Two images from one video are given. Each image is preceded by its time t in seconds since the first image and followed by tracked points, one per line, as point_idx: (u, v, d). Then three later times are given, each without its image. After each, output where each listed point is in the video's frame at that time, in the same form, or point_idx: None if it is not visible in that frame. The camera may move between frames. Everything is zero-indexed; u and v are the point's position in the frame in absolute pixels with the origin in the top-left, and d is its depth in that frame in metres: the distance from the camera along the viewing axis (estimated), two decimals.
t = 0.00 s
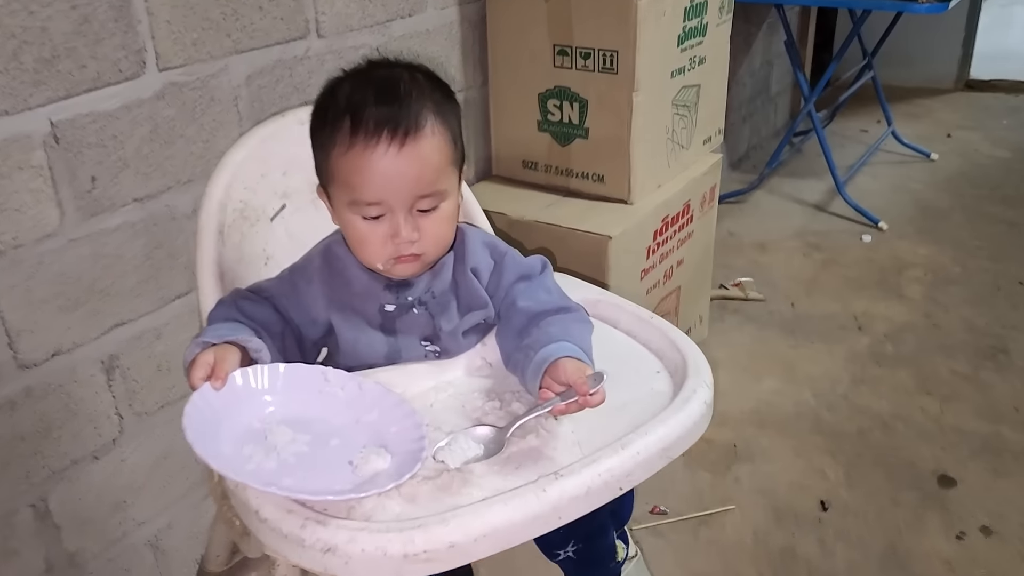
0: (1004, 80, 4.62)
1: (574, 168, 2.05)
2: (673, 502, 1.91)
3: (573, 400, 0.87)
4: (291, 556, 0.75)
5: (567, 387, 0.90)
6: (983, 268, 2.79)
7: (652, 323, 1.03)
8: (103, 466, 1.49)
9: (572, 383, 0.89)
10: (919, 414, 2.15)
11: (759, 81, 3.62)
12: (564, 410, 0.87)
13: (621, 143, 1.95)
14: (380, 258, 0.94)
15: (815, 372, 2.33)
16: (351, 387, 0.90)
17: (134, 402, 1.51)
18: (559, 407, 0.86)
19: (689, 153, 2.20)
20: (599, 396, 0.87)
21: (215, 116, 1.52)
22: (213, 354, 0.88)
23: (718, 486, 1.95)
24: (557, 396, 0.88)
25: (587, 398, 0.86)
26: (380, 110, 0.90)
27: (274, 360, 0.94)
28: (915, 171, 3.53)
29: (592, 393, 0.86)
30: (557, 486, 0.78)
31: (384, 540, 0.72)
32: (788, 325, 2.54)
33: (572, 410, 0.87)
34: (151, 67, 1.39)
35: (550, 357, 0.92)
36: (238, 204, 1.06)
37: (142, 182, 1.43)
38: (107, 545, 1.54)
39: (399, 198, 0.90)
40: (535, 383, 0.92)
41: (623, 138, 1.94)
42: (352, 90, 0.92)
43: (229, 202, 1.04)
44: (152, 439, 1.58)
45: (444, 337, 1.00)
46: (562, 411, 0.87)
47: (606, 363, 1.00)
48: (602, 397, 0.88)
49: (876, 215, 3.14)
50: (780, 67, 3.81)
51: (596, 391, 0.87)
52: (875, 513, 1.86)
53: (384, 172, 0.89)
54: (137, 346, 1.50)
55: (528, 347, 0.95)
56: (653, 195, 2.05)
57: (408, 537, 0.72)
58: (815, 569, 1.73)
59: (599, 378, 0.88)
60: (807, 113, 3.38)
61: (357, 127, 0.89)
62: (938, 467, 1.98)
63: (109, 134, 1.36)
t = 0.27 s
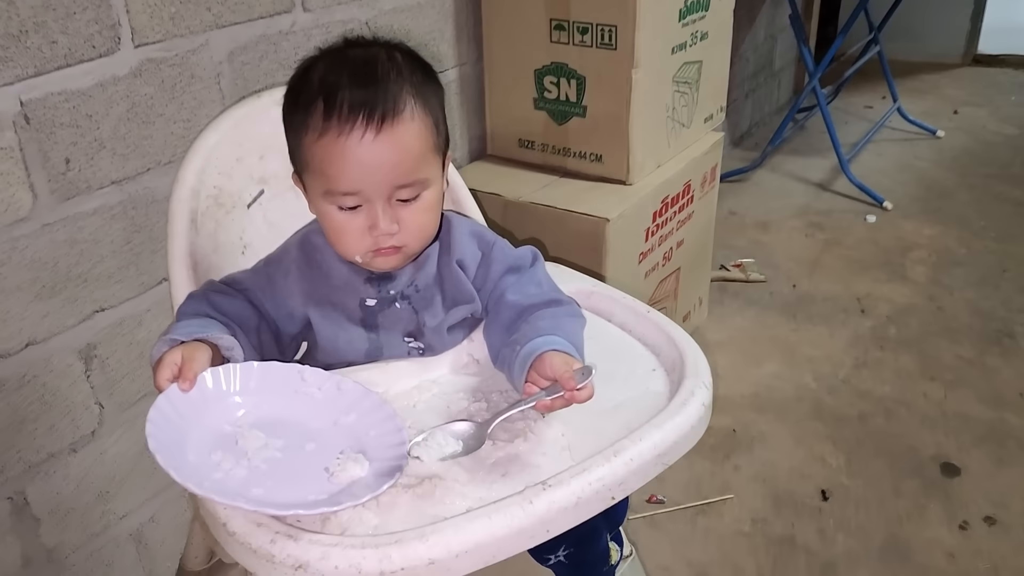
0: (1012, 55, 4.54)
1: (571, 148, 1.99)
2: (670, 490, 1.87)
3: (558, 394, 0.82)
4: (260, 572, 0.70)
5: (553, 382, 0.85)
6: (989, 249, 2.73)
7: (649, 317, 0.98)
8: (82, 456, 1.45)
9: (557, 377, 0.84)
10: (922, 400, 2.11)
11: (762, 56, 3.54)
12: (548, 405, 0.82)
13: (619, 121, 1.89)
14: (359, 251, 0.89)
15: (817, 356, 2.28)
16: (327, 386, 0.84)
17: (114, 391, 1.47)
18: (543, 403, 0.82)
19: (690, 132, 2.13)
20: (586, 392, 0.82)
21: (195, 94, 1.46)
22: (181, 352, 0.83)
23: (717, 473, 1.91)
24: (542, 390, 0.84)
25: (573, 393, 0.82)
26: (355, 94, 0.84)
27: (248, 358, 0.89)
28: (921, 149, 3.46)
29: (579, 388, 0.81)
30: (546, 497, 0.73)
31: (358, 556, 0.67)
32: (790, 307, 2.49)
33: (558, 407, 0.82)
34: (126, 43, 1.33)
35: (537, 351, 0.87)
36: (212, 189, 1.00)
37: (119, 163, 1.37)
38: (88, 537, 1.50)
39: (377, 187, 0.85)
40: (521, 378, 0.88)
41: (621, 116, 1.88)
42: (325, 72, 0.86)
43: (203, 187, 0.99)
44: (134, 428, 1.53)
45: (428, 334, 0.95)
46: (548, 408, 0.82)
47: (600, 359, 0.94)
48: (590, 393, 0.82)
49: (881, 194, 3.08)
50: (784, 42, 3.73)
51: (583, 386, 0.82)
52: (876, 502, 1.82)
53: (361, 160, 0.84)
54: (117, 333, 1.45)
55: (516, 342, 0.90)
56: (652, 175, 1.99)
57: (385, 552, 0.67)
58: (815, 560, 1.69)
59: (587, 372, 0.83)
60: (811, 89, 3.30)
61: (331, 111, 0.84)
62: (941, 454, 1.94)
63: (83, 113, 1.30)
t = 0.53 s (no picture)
0: (1014, 23, 4.45)
1: (566, 123, 1.91)
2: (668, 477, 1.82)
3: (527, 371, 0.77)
4: None
5: (522, 358, 0.80)
6: (992, 226, 2.68)
7: (650, 311, 0.91)
8: (56, 448, 1.38)
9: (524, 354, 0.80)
10: (925, 384, 2.08)
11: (761, 25, 3.46)
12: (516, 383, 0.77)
13: (615, 96, 1.82)
14: (337, 243, 0.84)
15: (817, 336, 2.24)
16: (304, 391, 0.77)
17: (87, 381, 1.40)
18: (509, 380, 0.77)
19: (689, 105, 2.06)
20: (559, 365, 0.78)
21: (169, 67, 1.37)
22: (144, 355, 0.76)
23: (716, 459, 1.86)
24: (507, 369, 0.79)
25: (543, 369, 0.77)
26: (329, 74, 0.79)
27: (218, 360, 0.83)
28: (922, 121, 3.40)
29: (549, 362, 0.77)
30: (542, 516, 0.67)
31: None
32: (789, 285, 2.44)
33: (527, 385, 0.77)
34: (93, 13, 1.25)
35: (506, 332, 0.82)
36: (182, 173, 0.93)
37: (89, 142, 1.29)
38: (67, 531, 1.44)
39: (354, 175, 0.80)
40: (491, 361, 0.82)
41: (618, 89, 1.80)
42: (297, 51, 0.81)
43: (172, 171, 0.91)
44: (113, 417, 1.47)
45: (413, 331, 0.88)
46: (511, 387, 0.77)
47: (597, 357, 0.88)
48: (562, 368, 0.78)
49: (881, 169, 3.02)
50: (783, 10, 3.64)
51: (553, 361, 0.78)
52: (879, 491, 1.80)
53: (336, 145, 0.79)
54: (91, 320, 1.38)
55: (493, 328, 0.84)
56: (650, 151, 1.92)
57: None
58: (818, 550, 1.66)
59: (557, 348, 0.80)
60: (811, 60, 3.22)
61: (303, 94, 0.79)
62: (944, 440, 1.92)
63: (47, 88, 1.22)
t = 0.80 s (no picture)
0: None
1: (571, 103, 1.81)
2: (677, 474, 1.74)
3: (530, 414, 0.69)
4: None
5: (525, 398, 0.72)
6: (1005, 209, 2.59)
7: (685, 327, 0.83)
8: (34, 457, 1.29)
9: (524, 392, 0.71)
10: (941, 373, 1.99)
11: None
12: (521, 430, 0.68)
13: (625, 74, 1.71)
14: (333, 255, 0.75)
15: (830, 326, 2.13)
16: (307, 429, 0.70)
17: (68, 385, 1.30)
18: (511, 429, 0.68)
19: (700, 85, 1.96)
20: (567, 400, 0.69)
21: (150, 46, 1.24)
22: (122, 391, 0.68)
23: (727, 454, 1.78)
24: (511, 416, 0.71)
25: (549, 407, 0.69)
26: (329, 64, 0.70)
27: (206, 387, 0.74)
28: (929, 97, 3.30)
29: (554, 400, 0.69)
30: None
31: None
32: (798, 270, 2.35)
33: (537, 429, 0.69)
34: None
35: (507, 367, 0.74)
36: (163, 171, 0.82)
37: (63, 129, 1.17)
38: (46, 543, 1.35)
39: (354, 180, 0.71)
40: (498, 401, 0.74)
41: (628, 68, 1.70)
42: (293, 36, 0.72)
43: (152, 170, 0.81)
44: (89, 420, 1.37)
45: (422, 352, 0.80)
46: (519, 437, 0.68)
47: (630, 379, 0.80)
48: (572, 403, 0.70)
49: (890, 147, 2.92)
50: None
51: (559, 397, 0.70)
52: (897, 486, 1.70)
53: (334, 143, 0.70)
54: (72, 318, 1.28)
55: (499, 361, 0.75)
56: (660, 133, 1.82)
57: None
58: (835, 552, 1.58)
59: (560, 380, 0.71)
60: (818, 34, 3.12)
61: (299, 84, 0.70)
62: (964, 434, 1.83)
63: (16, 70, 1.09)
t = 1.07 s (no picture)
0: None
1: (585, 92, 1.71)
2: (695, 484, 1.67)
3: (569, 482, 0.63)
4: None
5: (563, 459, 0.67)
6: None
7: (742, 370, 0.76)
8: (21, 480, 1.19)
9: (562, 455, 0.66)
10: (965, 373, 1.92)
11: None
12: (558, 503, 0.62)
13: (644, 63, 1.62)
14: (356, 296, 0.70)
15: (847, 321, 2.07)
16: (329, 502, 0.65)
17: (55, 402, 1.19)
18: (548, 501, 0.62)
19: (719, 72, 1.86)
20: (612, 465, 0.64)
21: (138, 38, 1.06)
22: (116, 467, 0.63)
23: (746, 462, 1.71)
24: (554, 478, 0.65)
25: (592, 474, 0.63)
26: (356, 91, 0.65)
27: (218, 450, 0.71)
28: (942, 79, 3.20)
29: (598, 465, 0.64)
30: None
31: None
32: (814, 263, 2.27)
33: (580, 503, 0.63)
34: None
35: (548, 429, 0.69)
36: (158, 196, 0.74)
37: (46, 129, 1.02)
38: (35, 565, 1.27)
39: (381, 221, 0.66)
40: (539, 470, 0.69)
41: (647, 57, 1.60)
42: (316, 57, 0.67)
43: (145, 195, 0.72)
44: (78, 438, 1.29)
45: (453, 405, 0.76)
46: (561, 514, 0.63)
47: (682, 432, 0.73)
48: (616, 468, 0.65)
49: (904, 131, 2.84)
50: None
51: (604, 459, 0.65)
52: (924, 495, 1.65)
53: (361, 180, 0.65)
54: (57, 333, 1.15)
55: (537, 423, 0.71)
56: (678, 125, 1.73)
57: None
58: (861, 568, 1.52)
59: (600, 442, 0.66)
60: (831, 12, 3.01)
61: (324, 112, 0.65)
62: (990, 440, 1.76)
63: None
